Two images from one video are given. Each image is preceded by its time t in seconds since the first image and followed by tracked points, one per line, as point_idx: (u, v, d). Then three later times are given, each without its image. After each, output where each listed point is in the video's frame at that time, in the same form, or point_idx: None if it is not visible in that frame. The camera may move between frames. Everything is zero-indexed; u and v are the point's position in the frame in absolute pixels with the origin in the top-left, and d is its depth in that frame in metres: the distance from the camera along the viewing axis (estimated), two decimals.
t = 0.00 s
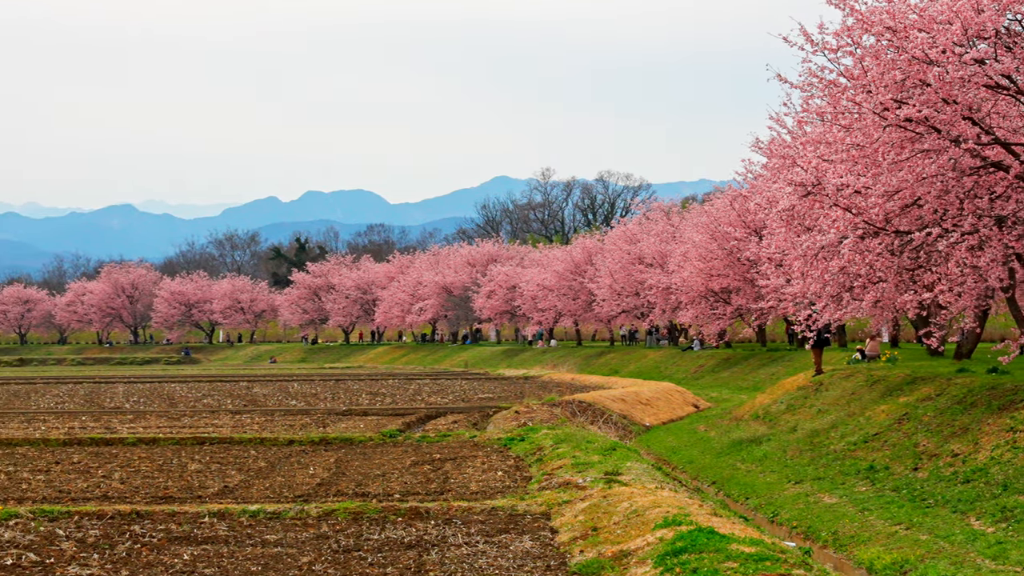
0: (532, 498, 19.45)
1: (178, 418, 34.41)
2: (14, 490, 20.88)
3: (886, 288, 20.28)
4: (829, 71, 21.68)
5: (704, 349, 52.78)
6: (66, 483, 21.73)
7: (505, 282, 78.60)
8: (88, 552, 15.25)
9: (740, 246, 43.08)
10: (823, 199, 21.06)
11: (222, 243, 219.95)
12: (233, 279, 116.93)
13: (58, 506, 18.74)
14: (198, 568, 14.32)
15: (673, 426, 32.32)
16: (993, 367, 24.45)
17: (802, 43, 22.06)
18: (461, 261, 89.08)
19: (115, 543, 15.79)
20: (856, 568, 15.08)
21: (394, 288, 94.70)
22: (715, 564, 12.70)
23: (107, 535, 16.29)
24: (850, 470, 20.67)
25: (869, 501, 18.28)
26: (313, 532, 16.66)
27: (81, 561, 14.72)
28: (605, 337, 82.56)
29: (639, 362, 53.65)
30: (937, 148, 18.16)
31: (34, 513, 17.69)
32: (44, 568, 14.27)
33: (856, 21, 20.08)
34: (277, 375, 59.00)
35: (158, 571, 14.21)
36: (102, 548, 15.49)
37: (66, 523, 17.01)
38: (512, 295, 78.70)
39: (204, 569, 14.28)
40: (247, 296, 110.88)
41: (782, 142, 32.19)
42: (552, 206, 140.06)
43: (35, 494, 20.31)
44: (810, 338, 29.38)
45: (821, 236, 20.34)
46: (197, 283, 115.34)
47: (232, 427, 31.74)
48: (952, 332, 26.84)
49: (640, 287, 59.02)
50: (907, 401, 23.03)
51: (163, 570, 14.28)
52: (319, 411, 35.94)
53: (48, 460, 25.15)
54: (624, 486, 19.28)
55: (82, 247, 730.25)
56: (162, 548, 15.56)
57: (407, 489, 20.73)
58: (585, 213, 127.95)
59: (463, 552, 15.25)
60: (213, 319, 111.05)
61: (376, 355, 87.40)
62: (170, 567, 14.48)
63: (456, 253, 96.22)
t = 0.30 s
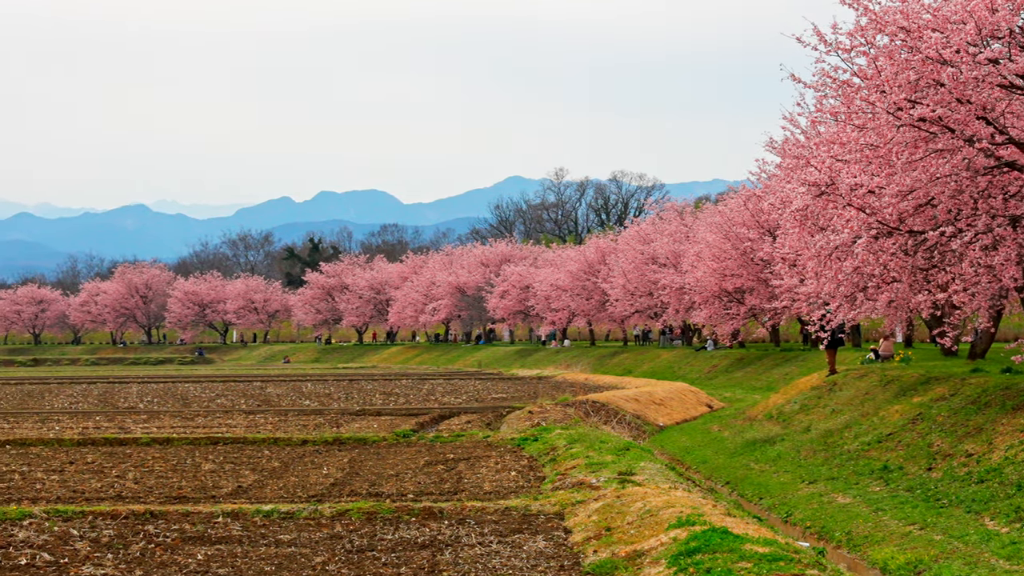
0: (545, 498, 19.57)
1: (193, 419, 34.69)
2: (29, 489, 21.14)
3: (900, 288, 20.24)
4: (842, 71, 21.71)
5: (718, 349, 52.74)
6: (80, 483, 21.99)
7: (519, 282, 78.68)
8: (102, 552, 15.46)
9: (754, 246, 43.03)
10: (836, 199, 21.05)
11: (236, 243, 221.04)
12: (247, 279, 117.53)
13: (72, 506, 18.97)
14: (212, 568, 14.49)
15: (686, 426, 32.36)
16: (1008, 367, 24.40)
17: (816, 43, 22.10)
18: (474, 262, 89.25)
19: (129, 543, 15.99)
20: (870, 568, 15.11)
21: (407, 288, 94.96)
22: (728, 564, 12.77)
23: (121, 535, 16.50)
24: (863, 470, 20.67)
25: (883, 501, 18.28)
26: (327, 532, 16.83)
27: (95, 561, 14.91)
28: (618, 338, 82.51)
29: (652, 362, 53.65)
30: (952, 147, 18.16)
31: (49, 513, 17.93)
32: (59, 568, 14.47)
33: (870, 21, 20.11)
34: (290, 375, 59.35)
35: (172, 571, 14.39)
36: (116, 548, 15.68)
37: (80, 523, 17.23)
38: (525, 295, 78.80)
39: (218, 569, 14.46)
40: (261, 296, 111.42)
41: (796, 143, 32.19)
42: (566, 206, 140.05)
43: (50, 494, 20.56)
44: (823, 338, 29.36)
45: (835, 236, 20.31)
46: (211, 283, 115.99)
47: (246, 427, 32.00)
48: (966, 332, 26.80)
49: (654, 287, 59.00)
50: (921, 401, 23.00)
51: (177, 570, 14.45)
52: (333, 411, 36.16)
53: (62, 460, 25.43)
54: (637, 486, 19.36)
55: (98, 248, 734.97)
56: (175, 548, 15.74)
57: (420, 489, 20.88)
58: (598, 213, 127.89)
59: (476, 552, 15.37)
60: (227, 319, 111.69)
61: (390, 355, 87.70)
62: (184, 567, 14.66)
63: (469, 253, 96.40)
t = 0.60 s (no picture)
0: (559, 498, 19.66)
1: (207, 419, 34.97)
2: (45, 489, 21.40)
3: (915, 288, 20.22)
4: (856, 71, 21.74)
5: (732, 349, 52.67)
6: (95, 483, 22.24)
7: (533, 282, 78.75)
8: (117, 552, 15.66)
9: (768, 246, 42.98)
10: (851, 199, 21.03)
11: (250, 243, 222.11)
12: (261, 279, 118.09)
13: (87, 506, 19.20)
14: (227, 568, 14.67)
15: (700, 426, 32.38)
16: None
17: (830, 43, 22.14)
18: (488, 262, 89.39)
19: (143, 543, 16.18)
20: (884, 568, 15.14)
21: (420, 288, 95.19)
22: (742, 565, 12.83)
23: (136, 535, 16.71)
24: (878, 470, 20.65)
25: (897, 501, 18.28)
26: (341, 532, 16.98)
27: (110, 561, 15.11)
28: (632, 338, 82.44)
29: (667, 362, 53.62)
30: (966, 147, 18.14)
31: (64, 513, 18.15)
32: (73, 568, 14.66)
33: (884, 21, 20.11)
34: (304, 375, 59.66)
35: (186, 571, 14.56)
36: (131, 548, 15.88)
37: (95, 523, 17.45)
38: (539, 295, 78.87)
39: (232, 569, 14.63)
40: (275, 296, 111.94)
41: (810, 143, 32.16)
42: (580, 206, 140.02)
43: (65, 494, 20.79)
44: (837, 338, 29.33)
45: (849, 236, 20.29)
46: (225, 284, 116.63)
47: (259, 427, 32.23)
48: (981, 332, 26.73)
49: (668, 287, 58.98)
50: (935, 401, 22.96)
51: (192, 570, 14.62)
52: (347, 411, 36.37)
53: (76, 460, 25.70)
54: (651, 486, 19.43)
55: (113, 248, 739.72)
56: (189, 548, 15.91)
57: (434, 489, 21.01)
58: (612, 213, 127.80)
59: (490, 552, 15.49)
60: (241, 319, 112.28)
61: (404, 355, 87.96)
62: (199, 566, 14.83)
63: (483, 253, 96.57)
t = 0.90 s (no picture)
0: (573, 498, 19.77)
1: (221, 419, 35.25)
2: (59, 489, 21.66)
3: (929, 288, 20.17)
4: (870, 71, 21.75)
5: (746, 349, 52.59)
6: (109, 483, 22.49)
7: (547, 282, 78.80)
8: (131, 552, 15.87)
9: (782, 246, 42.94)
10: (864, 199, 21.02)
11: (265, 244, 223.08)
12: (275, 279, 118.66)
13: (102, 506, 19.44)
14: (241, 568, 14.85)
15: (714, 426, 32.40)
16: None
17: (844, 43, 22.16)
18: (502, 262, 89.51)
19: (157, 543, 16.39)
20: (899, 568, 15.16)
21: (434, 288, 95.41)
22: (756, 565, 12.90)
23: (150, 535, 16.92)
24: (892, 470, 20.65)
25: (911, 501, 18.28)
26: (355, 532, 17.14)
27: (124, 561, 15.32)
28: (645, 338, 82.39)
29: (681, 362, 53.61)
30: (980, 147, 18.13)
31: (79, 513, 18.40)
32: (88, 568, 14.87)
33: (898, 21, 20.13)
34: (317, 375, 59.98)
35: (200, 571, 14.74)
36: (145, 548, 16.09)
37: (109, 523, 17.67)
38: (553, 295, 78.95)
39: (246, 569, 14.83)
40: (289, 296, 112.43)
41: (824, 142, 32.11)
42: (593, 206, 139.97)
43: (79, 494, 21.05)
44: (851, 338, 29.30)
45: (863, 236, 20.28)
46: (239, 284, 117.24)
47: (274, 427, 32.47)
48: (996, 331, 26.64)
49: (681, 287, 58.95)
50: (950, 401, 22.91)
51: (206, 570, 14.80)
52: (361, 411, 36.59)
53: (91, 460, 25.98)
54: (665, 486, 19.51)
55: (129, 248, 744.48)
56: (203, 548, 16.10)
57: (448, 489, 21.16)
58: (626, 213, 127.69)
59: (504, 552, 15.60)
60: (255, 319, 112.85)
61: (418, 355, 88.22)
62: (213, 566, 15.02)
63: (496, 253, 96.70)
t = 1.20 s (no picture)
0: (586, 498, 19.87)
1: (235, 419, 35.51)
2: (73, 489, 21.90)
3: (942, 288, 20.17)
4: (883, 71, 21.74)
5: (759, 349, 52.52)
6: (123, 483, 22.74)
7: (560, 282, 78.85)
8: (144, 552, 16.07)
9: (795, 245, 42.89)
10: (877, 198, 21.02)
11: (278, 244, 223.88)
12: (287, 280, 119.16)
13: (116, 506, 19.66)
14: (254, 568, 15.03)
15: (727, 426, 32.41)
16: None
17: (857, 42, 22.17)
18: (515, 262, 89.62)
19: (171, 543, 16.58)
20: (912, 569, 15.19)
21: (447, 288, 95.61)
22: (769, 565, 12.96)
23: (163, 535, 17.12)
24: (905, 471, 20.64)
25: (925, 501, 18.28)
26: (368, 532, 17.29)
27: (137, 561, 15.51)
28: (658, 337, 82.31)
29: (693, 362, 53.60)
30: (994, 147, 18.15)
31: (94, 513, 18.63)
32: (101, 568, 15.07)
33: (911, 21, 20.16)
34: (330, 376, 60.24)
35: (214, 570, 14.92)
36: (158, 548, 16.28)
37: (122, 522, 17.88)
38: (566, 295, 79.01)
39: (259, 568, 15.01)
40: (301, 296, 112.88)
41: (836, 142, 32.11)
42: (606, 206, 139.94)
43: (93, 494, 21.29)
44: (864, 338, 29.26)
45: (876, 236, 20.30)
46: (252, 284, 117.77)
47: (286, 427, 32.70)
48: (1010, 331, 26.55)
49: (695, 287, 58.91)
50: (963, 401, 22.87)
51: (219, 570, 14.99)
52: (374, 412, 36.78)
53: (104, 460, 26.24)
54: (677, 486, 19.57)
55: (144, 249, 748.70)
56: (217, 547, 16.29)
57: (461, 489, 21.29)
58: (639, 212, 127.55)
59: (516, 552, 15.72)
60: (269, 319, 113.34)
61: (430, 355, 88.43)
62: (226, 566, 15.20)
63: (509, 253, 96.84)
